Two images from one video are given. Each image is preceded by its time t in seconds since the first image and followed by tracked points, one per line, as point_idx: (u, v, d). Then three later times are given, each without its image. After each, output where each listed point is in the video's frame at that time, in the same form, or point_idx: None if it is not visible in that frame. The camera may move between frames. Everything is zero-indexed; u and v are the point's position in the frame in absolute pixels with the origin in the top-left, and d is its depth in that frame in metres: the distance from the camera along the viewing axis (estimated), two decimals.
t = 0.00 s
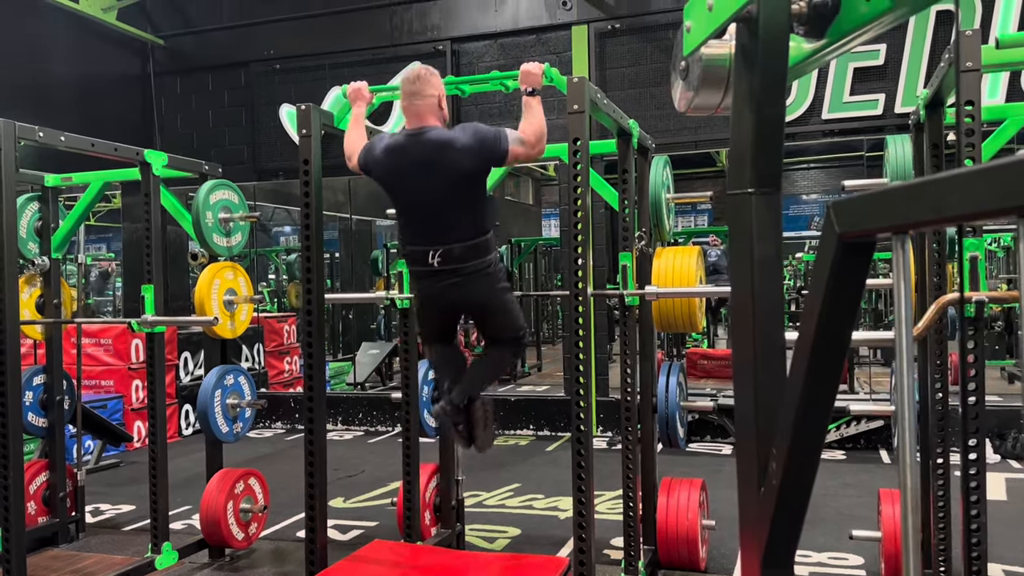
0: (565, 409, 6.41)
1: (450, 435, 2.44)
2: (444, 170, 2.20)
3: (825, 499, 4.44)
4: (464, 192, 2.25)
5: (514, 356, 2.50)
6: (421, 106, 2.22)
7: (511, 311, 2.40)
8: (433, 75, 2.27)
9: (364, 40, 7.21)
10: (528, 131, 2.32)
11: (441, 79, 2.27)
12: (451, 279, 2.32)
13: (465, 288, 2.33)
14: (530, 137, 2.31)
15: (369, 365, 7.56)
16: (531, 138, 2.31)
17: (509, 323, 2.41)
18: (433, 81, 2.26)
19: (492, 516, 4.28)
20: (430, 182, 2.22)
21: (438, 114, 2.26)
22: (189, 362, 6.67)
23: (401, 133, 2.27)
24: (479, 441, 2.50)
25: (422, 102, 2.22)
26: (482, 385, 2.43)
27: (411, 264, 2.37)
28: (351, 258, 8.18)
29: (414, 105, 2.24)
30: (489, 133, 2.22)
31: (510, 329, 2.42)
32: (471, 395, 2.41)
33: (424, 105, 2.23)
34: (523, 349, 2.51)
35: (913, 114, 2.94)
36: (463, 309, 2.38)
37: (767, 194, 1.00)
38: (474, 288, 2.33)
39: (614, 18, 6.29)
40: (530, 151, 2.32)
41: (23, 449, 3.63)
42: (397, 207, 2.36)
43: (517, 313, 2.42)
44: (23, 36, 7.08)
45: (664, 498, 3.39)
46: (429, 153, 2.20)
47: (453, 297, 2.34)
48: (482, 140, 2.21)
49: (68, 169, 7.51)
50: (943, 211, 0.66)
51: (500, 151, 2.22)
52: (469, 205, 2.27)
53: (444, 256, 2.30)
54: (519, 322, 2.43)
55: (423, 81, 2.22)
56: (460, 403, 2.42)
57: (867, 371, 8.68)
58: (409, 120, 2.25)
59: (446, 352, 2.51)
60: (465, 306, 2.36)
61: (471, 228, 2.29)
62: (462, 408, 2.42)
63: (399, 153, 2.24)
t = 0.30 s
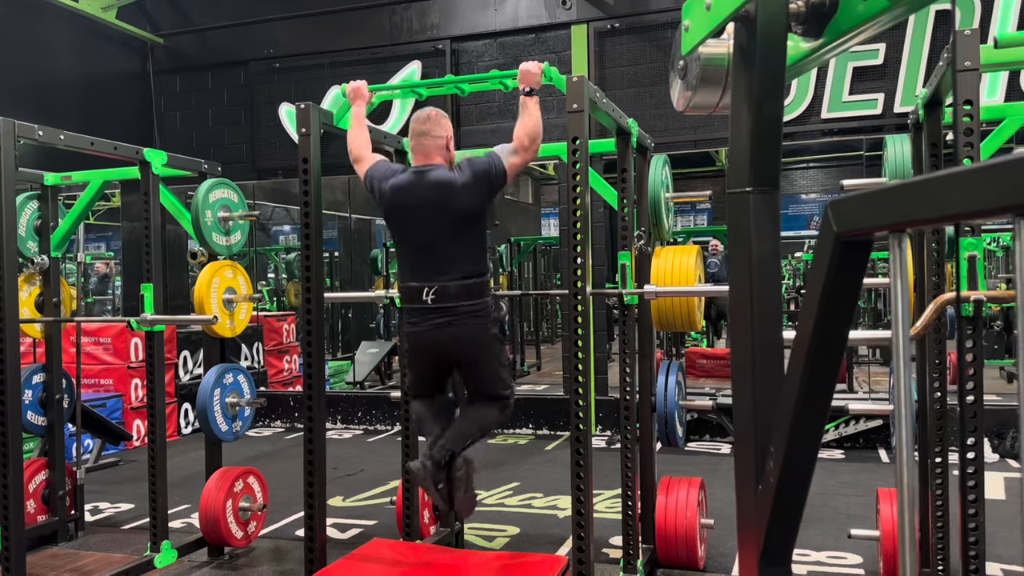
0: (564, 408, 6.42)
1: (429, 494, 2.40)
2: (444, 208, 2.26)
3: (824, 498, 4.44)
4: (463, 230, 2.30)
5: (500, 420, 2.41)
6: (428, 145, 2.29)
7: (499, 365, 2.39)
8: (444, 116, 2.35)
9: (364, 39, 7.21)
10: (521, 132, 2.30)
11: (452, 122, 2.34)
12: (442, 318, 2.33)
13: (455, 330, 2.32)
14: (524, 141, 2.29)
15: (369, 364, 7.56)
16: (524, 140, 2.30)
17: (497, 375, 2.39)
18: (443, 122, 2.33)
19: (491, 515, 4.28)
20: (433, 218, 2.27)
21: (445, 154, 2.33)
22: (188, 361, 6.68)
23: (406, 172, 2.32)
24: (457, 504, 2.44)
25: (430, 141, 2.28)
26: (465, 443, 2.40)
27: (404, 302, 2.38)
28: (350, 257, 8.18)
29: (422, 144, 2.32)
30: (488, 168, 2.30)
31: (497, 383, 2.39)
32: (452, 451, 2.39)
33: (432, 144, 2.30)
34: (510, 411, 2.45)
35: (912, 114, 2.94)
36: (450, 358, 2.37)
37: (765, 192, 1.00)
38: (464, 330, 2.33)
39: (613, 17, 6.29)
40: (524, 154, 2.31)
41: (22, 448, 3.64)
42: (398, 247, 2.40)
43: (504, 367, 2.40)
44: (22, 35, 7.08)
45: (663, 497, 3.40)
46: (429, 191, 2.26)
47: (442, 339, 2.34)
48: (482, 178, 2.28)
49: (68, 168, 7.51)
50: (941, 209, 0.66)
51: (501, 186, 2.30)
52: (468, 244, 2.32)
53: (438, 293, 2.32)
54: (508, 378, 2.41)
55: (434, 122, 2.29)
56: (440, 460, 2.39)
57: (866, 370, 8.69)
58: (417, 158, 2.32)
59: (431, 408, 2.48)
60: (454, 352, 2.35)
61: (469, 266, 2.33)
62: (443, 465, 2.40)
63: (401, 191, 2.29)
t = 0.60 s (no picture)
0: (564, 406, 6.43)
1: (410, 516, 2.34)
2: (447, 225, 2.31)
3: (823, 496, 4.45)
4: (464, 247, 2.34)
5: (489, 446, 2.39)
6: (433, 164, 2.37)
7: (491, 389, 2.38)
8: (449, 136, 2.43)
9: (363, 37, 7.20)
10: (513, 130, 2.33)
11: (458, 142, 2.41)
12: (436, 333, 2.33)
13: (449, 345, 2.33)
14: (514, 138, 2.33)
15: (368, 362, 7.55)
16: (514, 139, 2.33)
17: (489, 399, 2.37)
18: (448, 142, 2.41)
19: (491, 514, 4.28)
20: (434, 233, 2.32)
21: (451, 172, 2.39)
22: (187, 359, 6.69)
23: (411, 188, 2.36)
24: (440, 531, 2.41)
25: (436, 159, 2.36)
26: (452, 467, 2.38)
27: (401, 317, 2.40)
28: (349, 255, 8.19)
29: (427, 163, 2.39)
30: (491, 188, 2.36)
31: (488, 406, 2.38)
32: (437, 473, 2.35)
33: (437, 162, 2.37)
34: (501, 439, 2.43)
35: (911, 113, 2.94)
36: (443, 377, 2.37)
37: (765, 191, 1.00)
38: (458, 347, 2.33)
39: (613, 16, 6.29)
40: (515, 152, 2.35)
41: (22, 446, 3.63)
42: (398, 262, 2.43)
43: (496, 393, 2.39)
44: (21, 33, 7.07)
45: (662, 495, 3.40)
46: (433, 208, 2.31)
47: (434, 355, 2.34)
48: (484, 197, 2.34)
49: (67, 166, 7.51)
50: (941, 208, 0.66)
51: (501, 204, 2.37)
52: (468, 261, 2.36)
53: (433, 308, 2.33)
54: (499, 403, 2.39)
55: (439, 140, 2.38)
56: (424, 481, 2.35)
57: (864, 369, 8.70)
58: (422, 175, 2.39)
59: (426, 432, 2.48)
60: (448, 369, 2.34)
61: (467, 284, 2.36)
62: (427, 487, 2.36)
63: (406, 208, 2.34)
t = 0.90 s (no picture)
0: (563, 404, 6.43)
1: (408, 522, 2.32)
2: (448, 231, 2.32)
3: (821, 494, 4.46)
4: (465, 252, 2.35)
5: (488, 452, 2.38)
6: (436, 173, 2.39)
7: (490, 396, 2.38)
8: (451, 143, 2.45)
9: (362, 35, 7.20)
10: (507, 130, 2.31)
11: (458, 149, 2.43)
12: (436, 337, 2.34)
13: (449, 350, 2.33)
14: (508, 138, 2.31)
15: (367, 360, 7.53)
16: (509, 137, 2.31)
17: (488, 405, 2.37)
18: (449, 148, 2.43)
19: (490, 511, 4.29)
20: (435, 238, 2.33)
21: (451, 179, 2.42)
22: (186, 357, 6.70)
23: (412, 193, 2.38)
24: (438, 536, 2.39)
25: (437, 167, 2.38)
26: (450, 473, 2.36)
27: (401, 321, 2.41)
28: (349, 253, 8.19)
29: (429, 170, 2.42)
30: (491, 192, 2.35)
31: (486, 412, 2.37)
32: (436, 478, 2.34)
33: (439, 170, 2.39)
34: (500, 445, 2.43)
35: (910, 110, 2.94)
36: (442, 382, 2.37)
37: (765, 188, 1.00)
38: (458, 353, 2.33)
39: (613, 13, 6.28)
40: (510, 151, 2.34)
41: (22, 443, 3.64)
42: (400, 266, 2.45)
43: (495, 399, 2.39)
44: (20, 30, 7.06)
45: (660, 492, 3.41)
46: (434, 215, 2.32)
47: (434, 360, 2.34)
48: (484, 201, 2.33)
49: (66, 163, 7.50)
50: (940, 205, 0.66)
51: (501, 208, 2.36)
52: (469, 266, 2.37)
53: (434, 311, 2.35)
54: (499, 410, 2.39)
55: (440, 148, 2.39)
56: (422, 486, 2.34)
57: (863, 366, 8.71)
58: (423, 181, 2.42)
59: (425, 437, 2.49)
60: (447, 375, 2.34)
61: (468, 289, 2.37)
62: (425, 492, 2.34)
63: (408, 214, 2.35)
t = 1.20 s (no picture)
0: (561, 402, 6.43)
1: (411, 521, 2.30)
2: (454, 231, 2.32)
3: (820, 491, 4.46)
4: (471, 252, 2.36)
5: (489, 453, 2.38)
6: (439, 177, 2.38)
7: (492, 395, 2.38)
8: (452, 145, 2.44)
9: (361, 32, 7.19)
10: (510, 130, 2.31)
11: (459, 151, 2.42)
12: (441, 337, 2.34)
13: (453, 350, 2.33)
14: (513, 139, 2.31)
15: (366, 358, 7.54)
16: (511, 138, 2.31)
17: (490, 406, 2.37)
18: (451, 152, 2.42)
19: (489, 509, 4.30)
20: (440, 239, 2.33)
21: (455, 182, 2.41)
22: (185, 355, 6.70)
23: (415, 193, 2.37)
24: (441, 535, 2.37)
25: (439, 170, 2.37)
26: (452, 473, 2.35)
27: (406, 321, 2.41)
28: (347, 251, 8.19)
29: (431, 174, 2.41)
30: (494, 191, 2.35)
31: (489, 411, 2.38)
32: (439, 477, 2.32)
33: (441, 174, 2.39)
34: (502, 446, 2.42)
35: (909, 108, 2.93)
36: (446, 381, 2.37)
37: (765, 186, 1.00)
38: (462, 352, 2.34)
39: (611, 11, 6.25)
40: (512, 152, 2.33)
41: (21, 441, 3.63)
42: (403, 265, 2.45)
43: (497, 399, 2.39)
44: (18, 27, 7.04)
45: (659, 490, 3.41)
46: (439, 217, 2.31)
47: (437, 360, 2.35)
48: (487, 200, 2.34)
49: (64, 161, 7.49)
50: (940, 202, 0.66)
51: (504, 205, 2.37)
52: (475, 264, 2.38)
53: (440, 312, 2.35)
54: (502, 409, 2.40)
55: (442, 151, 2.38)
56: (426, 486, 2.32)
57: (861, 364, 8.71)
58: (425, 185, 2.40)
59: (428, 437, 2.48)
60: (451, 374, 2.35)
61: (472, 288, 2.38)
62: (428, 492, 2.32)
63: (411, 216, 2.34)
